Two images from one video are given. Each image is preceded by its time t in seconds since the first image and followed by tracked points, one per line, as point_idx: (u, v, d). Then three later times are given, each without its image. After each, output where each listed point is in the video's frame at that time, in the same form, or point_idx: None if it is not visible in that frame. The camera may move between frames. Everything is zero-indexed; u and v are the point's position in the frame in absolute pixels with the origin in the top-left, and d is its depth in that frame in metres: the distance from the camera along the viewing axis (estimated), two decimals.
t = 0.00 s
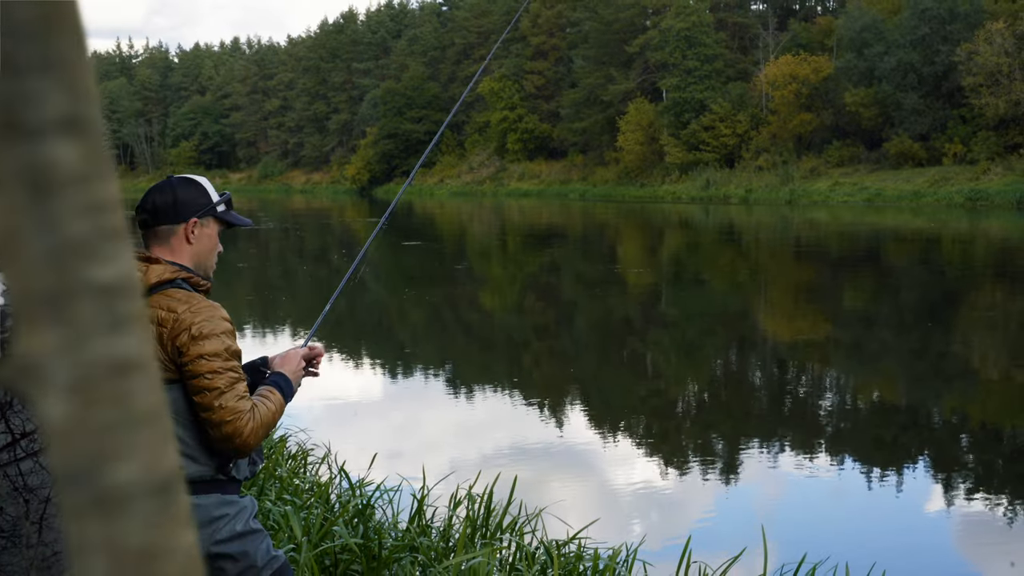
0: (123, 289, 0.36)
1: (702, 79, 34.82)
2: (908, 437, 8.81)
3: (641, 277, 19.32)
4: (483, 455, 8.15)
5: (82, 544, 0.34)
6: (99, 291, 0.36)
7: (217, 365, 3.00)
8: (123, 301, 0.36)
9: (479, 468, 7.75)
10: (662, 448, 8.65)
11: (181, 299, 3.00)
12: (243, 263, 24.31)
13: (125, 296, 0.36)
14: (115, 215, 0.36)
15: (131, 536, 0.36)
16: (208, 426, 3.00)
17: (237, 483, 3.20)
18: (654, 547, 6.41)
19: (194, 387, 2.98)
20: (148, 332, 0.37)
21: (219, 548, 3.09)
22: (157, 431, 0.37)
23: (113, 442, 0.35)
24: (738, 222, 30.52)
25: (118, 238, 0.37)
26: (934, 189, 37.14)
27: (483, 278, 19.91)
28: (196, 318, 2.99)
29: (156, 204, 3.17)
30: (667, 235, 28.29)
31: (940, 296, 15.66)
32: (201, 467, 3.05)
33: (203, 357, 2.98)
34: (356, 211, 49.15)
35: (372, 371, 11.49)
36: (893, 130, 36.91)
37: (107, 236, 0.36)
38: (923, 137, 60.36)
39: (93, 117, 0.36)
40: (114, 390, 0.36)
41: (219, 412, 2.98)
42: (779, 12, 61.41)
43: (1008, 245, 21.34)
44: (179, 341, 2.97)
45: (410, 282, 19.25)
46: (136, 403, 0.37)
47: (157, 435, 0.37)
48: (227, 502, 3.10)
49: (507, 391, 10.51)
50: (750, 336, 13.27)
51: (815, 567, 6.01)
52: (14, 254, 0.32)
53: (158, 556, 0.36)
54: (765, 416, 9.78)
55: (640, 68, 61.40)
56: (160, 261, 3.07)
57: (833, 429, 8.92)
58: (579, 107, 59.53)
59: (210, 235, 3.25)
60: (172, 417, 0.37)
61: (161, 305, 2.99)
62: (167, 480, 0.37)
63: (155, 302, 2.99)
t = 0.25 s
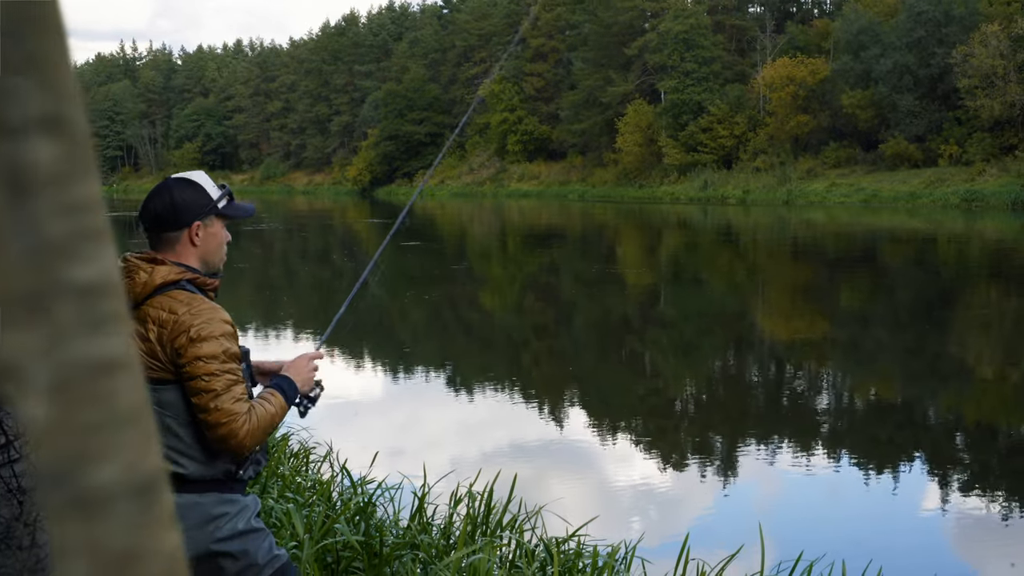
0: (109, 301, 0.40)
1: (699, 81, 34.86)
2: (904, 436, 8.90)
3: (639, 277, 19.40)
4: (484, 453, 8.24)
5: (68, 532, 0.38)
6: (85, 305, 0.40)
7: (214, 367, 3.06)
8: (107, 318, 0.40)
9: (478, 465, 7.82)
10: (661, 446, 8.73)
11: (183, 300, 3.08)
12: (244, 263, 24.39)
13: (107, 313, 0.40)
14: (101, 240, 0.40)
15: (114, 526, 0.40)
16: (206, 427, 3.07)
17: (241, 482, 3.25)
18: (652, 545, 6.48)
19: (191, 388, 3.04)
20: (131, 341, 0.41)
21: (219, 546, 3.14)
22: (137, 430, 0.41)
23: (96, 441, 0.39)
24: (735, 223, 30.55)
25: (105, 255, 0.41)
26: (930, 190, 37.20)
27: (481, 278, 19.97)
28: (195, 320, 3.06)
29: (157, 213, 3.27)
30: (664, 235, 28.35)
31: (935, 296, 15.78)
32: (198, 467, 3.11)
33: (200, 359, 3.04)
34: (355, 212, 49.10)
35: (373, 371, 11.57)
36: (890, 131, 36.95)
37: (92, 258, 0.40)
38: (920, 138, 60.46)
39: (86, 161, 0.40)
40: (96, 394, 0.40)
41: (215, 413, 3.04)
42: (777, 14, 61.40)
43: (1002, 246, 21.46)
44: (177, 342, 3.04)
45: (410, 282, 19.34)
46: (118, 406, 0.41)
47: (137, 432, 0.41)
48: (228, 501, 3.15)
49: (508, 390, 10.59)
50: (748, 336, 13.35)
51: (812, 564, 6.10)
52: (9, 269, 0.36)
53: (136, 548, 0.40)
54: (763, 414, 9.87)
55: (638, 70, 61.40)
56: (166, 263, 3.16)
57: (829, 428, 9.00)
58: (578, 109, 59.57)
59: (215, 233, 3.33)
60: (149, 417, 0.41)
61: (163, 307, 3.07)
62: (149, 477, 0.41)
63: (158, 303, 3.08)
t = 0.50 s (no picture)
0: (86, 273, 0.32)
1: (696, 83, 34.91)
2: (900, 434, 8.97)
3: (637, 277, 19.49)
4: (485, 451, 8.31)
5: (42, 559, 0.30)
6: (57, 277, 0.31)
7: (217, 369, 3.14)
8: (84, 297, 0.32)
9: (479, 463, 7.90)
10: (659, 443, 8.82)
11: (191, 301, 3.18)
12: (245, 263, 24.53)
13: (81, 287, 0.32)
14: (75, 202, 0.32)
15: (96, 548, 0.32)
16: (207, 427, 3.13)
17: (248, 482, 3.31)
18: (651, 542, 6.58)
19: (194, 387, 3.13)
20: (115, 325, 0.33)
21: (226, 543, 3.18)
22: (125, 428, 0.33)
23: (74, 446, 0.32)
24: (732, 224, 30.61)
25: (83, 206, 0.33)
26: (926, 192, 37.31)
27: (480, 278, 20.06)
28: (201, 322, 3.15)
29: (159, 217, 3.35)
30: (662, 236, 28.45)
31: (931, 296, 15.88)
32: (202, 466, 3.18)
33: (204, 360, 3.12)
34: (355, 213, 49.17)
35: (375, 370, 11.66)
36: (887, 133, 37.00)
37: (63, 215, 0.32)
38: (916, 139, 60.54)
39: (52, 84, 0.32)
40: (73, 391, 0.32)
41: (216, 414, 3.11)
42: (773, 17, 61.41)
43: (998, 247, 21.56)
44: (183, 343, 3.12)
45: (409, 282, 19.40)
46: (103, 404, 0.33)
47: (123, 433, 0.33)
48: (234, 498, 3.22)
49: (507, 389, 10.66)
50: (746, 335, 13.43)
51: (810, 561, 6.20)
52: None
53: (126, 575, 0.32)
54: (760, 413, 9.94)
55: (636, 72, 61.45)
56: (174, 264, 3.25)
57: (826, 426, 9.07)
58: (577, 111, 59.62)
59: (218, 233, 3.42)
60: (136, 415, 0.34)
61: (171, 307, 3.17)
62: (139, 490, 0.33)
63: (166, 303, 3.17)
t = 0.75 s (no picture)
0: (70, 263, 0.31)
1: (695, 83, 34.95)
2: (899, 435, 8.99)
3: (636, 277, 19.53)
4: (485, 451, 8.34)
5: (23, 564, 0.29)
6: (38, 270, 0.30)
7: (217, 368, 3.16)
8: (66, 289, 0.31)
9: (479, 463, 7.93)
10: (659, 444, 8.84)
11: (192, 302, 3.21)
12: (245, 263, 24.60)
13: (62, 277, 0.31)
14: (58, 191, 0.30)
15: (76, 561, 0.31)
16: (208, 427, 3.16)
17: (253, 478, 3.34)
18: (651, 542, 6.62)
19: (195, 387, 3.16)
20: (101, 320, 0.32)
21: (232, 541, 3.22)
22: (110, 432, 0.32)
23: (57, 449, 0.30)
24: (732, 224, 30.64)
25: (68, 203, 0.31)
26: (924, 193, 37.34)
27: (480, 278, 20.09)
28: (202, 322, 3.18)
29: (163, 219, 3.39)
30: (661, 236, 28.50)
31: (930, 296, 15.91)
32: (205, 464, 3.21)
33: (205, 359, 3.15)
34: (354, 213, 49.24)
35: (376, 369, 11.71)
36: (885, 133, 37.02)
37: (44, 204, 0.30)
38: (915, 139, 60.58)
39: (39, 78, 0.30)
40: (57, 388, 0.30)
41: (215, 414, 3.14)
42: (773, 18, 61.45)
43: (997, 248, 21.60)
44: (184, 343, 3.16)
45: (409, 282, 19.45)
46: (85, 406, 0.32)
47: (108, 437, 0.31)
48: (240, 496, 3.25)
49: (507, 389, 10.70)
50: (745, 335, 13.47)
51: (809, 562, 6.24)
52: None
53: None
54: (760, 413, 9.97)
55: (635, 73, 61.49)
56: (177, 264, 3.30)
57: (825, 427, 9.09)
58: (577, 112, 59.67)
59: (222, 232, 3.46)
60: (120, 418, 0.32)
61: (173, 308, 3.21)
62: (124, 491, 0.32)
63: (169, 304, 3.22)
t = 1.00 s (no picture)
0: (59, 292, 0.41)
1: (699, 82, 34.92)
2: (903, 436, 8.91)
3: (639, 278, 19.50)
4: (486, 452, 8.27)
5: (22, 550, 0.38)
6: (33, 294, 0.39)
7: (210, 371, 3.08)
8: (51, 294, 0.40)
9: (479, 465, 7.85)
10: (660, 445, 8.77)
11: (186, 303, 3.13)
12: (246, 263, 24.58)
13: (62, 287, 0.40)
14: (43, 210, 0.40)
15: (61, 545, 0.40)
16: (201, 431, 3.08)
17: (251, 481, 3.26)
18: (653, 544, 6.54)
19: (188, 390, 3.08)
20: (85, 333, 0.41)
21: (229, 544, 3.14)
22: (102, 426, 0.41)
23: (42, 445, 0.40)
24: (735, 225, 30.56)
25: (64, 260, 0.41)
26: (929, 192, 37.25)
27: (482, 278, 20.05)
28: (195, 324, 3.09)
29: (162, 219, 3.30)
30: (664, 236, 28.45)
31: (934, 297, 15.85)
32: (200, 468, 3.13)
33: (198, 362, 3.07)
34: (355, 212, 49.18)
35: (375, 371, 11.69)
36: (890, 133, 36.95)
37: (39, 248, 0.40)
38: (919, 139, 60.47)
39: (48, 172, 0.41)
40: (41, 391, 0.40)
41: (207, 417, 3.05)
42: (776, 17, 61.40)
43: (1002, 248, 21.53)
44: (177, 346, 3.08)
45: (410, 283, 19.41)
46: (76, 405, 0.41)
47: (95, 438, 0.41)
48: (236, 498, 3.17)
49: (507, 391, 10.65)
50: (747, 336, 13.42)
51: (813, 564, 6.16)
52: None
53: (85, 575, 0.40)
54: (762, 414, 9.91)
55: (638, 72, 61.44)
56: (173, 265, 3.23)
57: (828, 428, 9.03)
58: (579, 111, 59.56)
59: (220, 231, 3.38)
60: (106, 413, 0.41)
61: (168, 309, 3.13)
62: (106, 489, 0.42)
63: (164, 305, 3.14)
